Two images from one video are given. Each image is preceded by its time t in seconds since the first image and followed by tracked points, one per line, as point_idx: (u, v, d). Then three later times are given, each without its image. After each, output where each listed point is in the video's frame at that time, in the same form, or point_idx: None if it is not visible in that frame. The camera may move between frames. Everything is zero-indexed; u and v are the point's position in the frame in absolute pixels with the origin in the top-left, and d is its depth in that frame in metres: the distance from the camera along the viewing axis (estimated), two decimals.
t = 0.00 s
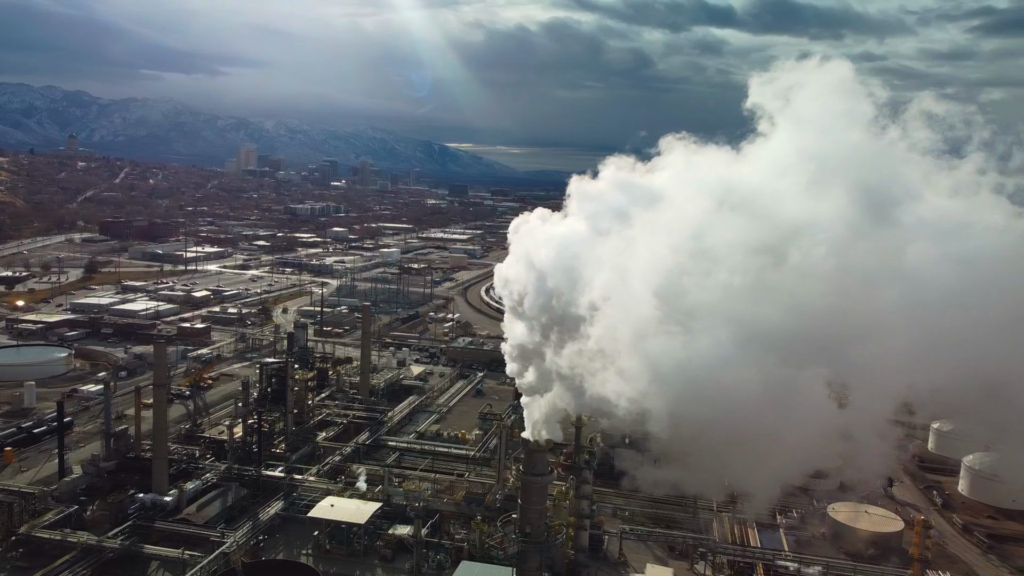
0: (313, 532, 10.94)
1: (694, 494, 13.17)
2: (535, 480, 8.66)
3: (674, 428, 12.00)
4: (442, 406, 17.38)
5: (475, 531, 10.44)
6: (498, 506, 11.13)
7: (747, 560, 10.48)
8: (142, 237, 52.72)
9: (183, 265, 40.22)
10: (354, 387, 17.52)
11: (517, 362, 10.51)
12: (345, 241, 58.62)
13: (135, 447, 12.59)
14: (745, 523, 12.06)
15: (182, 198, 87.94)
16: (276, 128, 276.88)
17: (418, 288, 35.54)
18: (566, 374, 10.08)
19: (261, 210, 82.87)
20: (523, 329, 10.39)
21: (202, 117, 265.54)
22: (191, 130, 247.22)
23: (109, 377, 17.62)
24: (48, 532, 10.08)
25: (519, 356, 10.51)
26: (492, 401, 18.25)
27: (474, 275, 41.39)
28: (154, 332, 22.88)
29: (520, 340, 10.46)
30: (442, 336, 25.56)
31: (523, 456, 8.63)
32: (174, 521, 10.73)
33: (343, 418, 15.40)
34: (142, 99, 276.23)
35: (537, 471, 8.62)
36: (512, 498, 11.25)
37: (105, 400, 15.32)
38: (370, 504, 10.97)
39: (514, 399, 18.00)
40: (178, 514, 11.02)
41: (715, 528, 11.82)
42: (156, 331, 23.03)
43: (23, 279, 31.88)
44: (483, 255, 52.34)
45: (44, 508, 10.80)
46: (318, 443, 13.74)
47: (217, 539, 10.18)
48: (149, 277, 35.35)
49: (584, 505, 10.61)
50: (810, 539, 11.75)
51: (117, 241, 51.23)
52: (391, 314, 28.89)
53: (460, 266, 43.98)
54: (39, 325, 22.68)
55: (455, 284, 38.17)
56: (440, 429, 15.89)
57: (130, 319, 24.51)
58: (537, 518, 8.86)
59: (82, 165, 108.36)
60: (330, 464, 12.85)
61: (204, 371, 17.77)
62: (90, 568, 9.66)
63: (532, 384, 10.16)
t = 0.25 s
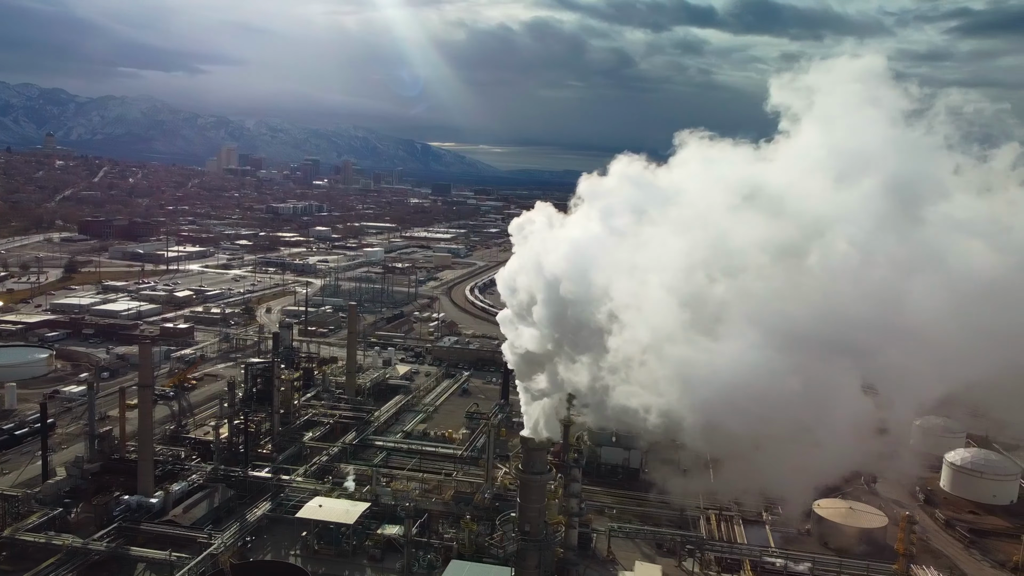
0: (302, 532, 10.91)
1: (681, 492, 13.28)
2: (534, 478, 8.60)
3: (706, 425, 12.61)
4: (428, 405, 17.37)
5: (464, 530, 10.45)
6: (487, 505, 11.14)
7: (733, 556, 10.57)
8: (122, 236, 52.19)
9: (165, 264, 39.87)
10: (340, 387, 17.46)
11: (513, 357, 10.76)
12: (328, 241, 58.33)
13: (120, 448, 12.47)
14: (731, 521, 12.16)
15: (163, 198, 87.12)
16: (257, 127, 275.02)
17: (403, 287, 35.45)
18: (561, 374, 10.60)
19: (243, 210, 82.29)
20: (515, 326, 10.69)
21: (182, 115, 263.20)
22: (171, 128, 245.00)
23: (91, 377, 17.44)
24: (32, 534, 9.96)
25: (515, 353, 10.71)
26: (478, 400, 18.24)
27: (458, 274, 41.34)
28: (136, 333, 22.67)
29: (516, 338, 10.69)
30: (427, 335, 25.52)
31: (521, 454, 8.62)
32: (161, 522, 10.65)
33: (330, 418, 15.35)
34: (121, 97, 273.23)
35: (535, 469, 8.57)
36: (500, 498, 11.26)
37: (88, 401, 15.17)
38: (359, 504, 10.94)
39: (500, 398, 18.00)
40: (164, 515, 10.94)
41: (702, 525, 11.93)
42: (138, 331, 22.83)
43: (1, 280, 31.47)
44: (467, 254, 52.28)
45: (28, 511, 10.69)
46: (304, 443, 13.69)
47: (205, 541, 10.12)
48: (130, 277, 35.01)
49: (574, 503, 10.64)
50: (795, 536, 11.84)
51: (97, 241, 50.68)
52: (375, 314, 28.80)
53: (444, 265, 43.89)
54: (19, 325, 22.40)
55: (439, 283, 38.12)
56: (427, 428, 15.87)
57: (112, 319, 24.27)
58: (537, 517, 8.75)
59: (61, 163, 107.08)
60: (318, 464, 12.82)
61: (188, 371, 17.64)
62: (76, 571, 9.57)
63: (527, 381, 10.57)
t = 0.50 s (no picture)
0: (289, 532, 10.85)
1: (665, 491, 13.38)
2: (534, 476, 7.78)
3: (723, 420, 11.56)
4: (412, 405, 17.34)
5: (451, 529, 10.46)
6: (473, 504, 11.16)
7: (719, 552, 10.72)
8: (98, 235, 51.53)
9: (143, 264, 39.42)
10: (324, 386, 17.38)
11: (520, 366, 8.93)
12: (308, 240, 57.95)
13: (102, 450, 12.35)
14: (715, 518, 12.29)
15: (139, 196, 86.10)
16: (235, 125, 272.66)
17: (384, 286, 35.32)
18: (571, 381, 9.14)
19: (221, 209, 81.57)
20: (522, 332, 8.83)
21: (158, 113, 260.35)
22: (147, 127, 242.17)
23: (70, 379, 17.23)
24: (14, 538, 9.84)
25: (523, 360, 8.91)
26: (462, 399, 18.22)
27: (440, 273, 41.27)
28: (115, 333, 22.39)
29: (525, 341, 8.84)
30: (409, 334, 25.45)
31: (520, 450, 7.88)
32: (145, 524, 10.56)
33: (314, 418, 15.28)
34: (96, 94, 269.68)
35: (535, 467, 7.80)
36: (487, 498, 11.29)
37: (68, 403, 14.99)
38: (345, 504, 10.91)
39: (484, 397, 18.00)
40: (148, 518, 10.84)
41: (687, 523, 12.05)
42: (117, 332, 22.56)
43: None
44: (449, 253, 52.22)
45: (8, 514, 10.56)
46: (289, 444, 13.62)
47: (190, 543, 10.03)
48: (107, 277, 34.60)
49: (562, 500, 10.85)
50: (777, 532, 11.97)
51: (73, 240, 50.00)
52: (357, 313, 28.68)
53: (425, 265, 43.82)
54: None
55: (420, 282, 38.02)
56: (412, 428, 15.84)
57: (90, 319, 23.96)
58: (534, 514, 7.94)
59: (34, 161, 105.50)
60: (303, 464, 12.77)
61: (169, 372, 17.47)
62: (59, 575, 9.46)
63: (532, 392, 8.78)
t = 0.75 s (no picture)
0: (276, 534, 10.80)
1: (651, 488, 13.45)
2: (534, 474, 7.94)
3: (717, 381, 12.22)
4: (398, 405, 17.30)
5: (440, 529, 10.47)
6: (461, 503, 11.15)
7: (706, 549, 10.80)
8: (76, 235, 50.91)
9: (123, 264, 39.00)
10: (309, 387, 17.30)
11: (524, 370, 9.17)
12: (290, 240, 57.58)
13: (85, 452, 12.22)
14: (701, 515, 12.37)
15: (118, 196, 85.16)
16: (214, 124, 270.40)
17: (368, 286, 35.19)
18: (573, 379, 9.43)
19: (202, 208, 80.88)
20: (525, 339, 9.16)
21: (136, 112, 257.66)
22: (125, 125, 239.57)
23: (51, 381, 17.03)
24: None
25: (528, 364, 9.15)
26: (447, 399, 18.21)
27: (423, 273, 41.17)
28: (96, 334, 22.15)
29: (534, 346, 9.14)
30: (394, 334, 25.38)
31: (520, 447, 8.02)
32: (130, 527, 10.46)
33: (300, 418, 15.22)
34: (73, 92, 266.51)
35: (535, 465, 7.95)
36: (475, 497, 11.29)
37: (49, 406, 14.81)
38: (333, 504, 10.87)
39: (469, 396, 18.00)
40: (133, 520, 10.75)
41: (673, 520, 12.12)
42: (98, 333, 22.31)
43: None
44: (432, 252, 52.15)
45: None
46: (275, 445, 13.56)
47: (177, 545, 9.95)
48: (87, 277, 34.20)
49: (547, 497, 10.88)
50: (763, 528, 12.07)
51: (50, 240, 49.36)
52: (341, 313, 28.54)
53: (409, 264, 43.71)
54: None
55: (404, 282, 37.92)
56: (398, 428, 15.81)
57: (70, 320, 23.68)
58: (535, 510, 8.10)
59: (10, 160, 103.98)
60: (289, 465, 12.70)
61: (152, 373, 17.32)
62: None
63: (531, 394, 8.92)
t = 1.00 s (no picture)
0: (261, 535, 10.73)
1: (636, 485, 13.51)
2: (530, 472, 8.48)
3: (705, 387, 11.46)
4: (382, 404, 17.24)
5: (428, 529, 10.45)
6: (448, 502, 11.13)
7: (692, 545, 10.89)
8: (51, 235, 50.21)
9: (99, 264, 38.52)
10: (292, 387, 17.20)
11: (533, 373, 9.39)
12: (269, 239, 57.11)
13: (66, 455, 12.08)
14: (686, 512, 12.46)
15: (93, 195, 84.01)
16: (191, 122, 267.66)
17: (349, 285, 35.01)
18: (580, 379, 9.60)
19: (178, 207, 80.03)
20: (534, 350, 9.24)
21: (111, 110, 254.37)
22: (99, 124, 236.42)
23: (29, 383, 16.80)
24: None
25: (540, 368, 9.35)
26: (431, 398, 18.19)
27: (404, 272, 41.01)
28: (74, 335, 21.89)
29: (545, 352, 9.26)
30: (376, 334, 25.28)
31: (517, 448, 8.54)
32: (113, 530, 10.36)
33: (283, 418, 15.14)
34: (45, 90, 262.45)
35: (531, 464, 8.48)
36: (462, 496, 11.28)
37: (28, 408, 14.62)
38: (320, 505, 10.84)
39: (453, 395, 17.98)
40: (116, 523, 10.64)
41: (659, 517, 12.18)
42: (76, 334, 22.05)
43: None
44: (413, 252, 51.97)
45: None
46: (258, 445, 13.48)
47: (161, 547, 9.87)
48: (63, 278, 33.75)
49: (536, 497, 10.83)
50: (747, 525, 12.18)
51: (24, 240, 48.62)
52: (322, 313, 28.38)
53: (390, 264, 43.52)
54: None
55: (385, 281, 37.76)
56: (382, 427, 15.77)
57: (47, 321, 23.38)
58: (531, 508, 8.64)
59: None
60: (273, 466, 12.63)
61: (132, 374, 17.14)
62: None
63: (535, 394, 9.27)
